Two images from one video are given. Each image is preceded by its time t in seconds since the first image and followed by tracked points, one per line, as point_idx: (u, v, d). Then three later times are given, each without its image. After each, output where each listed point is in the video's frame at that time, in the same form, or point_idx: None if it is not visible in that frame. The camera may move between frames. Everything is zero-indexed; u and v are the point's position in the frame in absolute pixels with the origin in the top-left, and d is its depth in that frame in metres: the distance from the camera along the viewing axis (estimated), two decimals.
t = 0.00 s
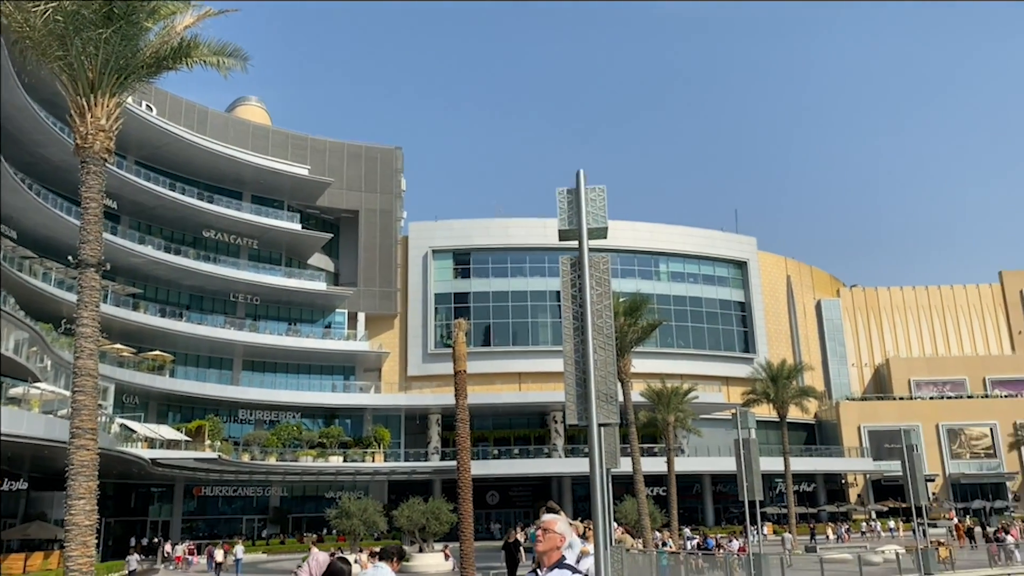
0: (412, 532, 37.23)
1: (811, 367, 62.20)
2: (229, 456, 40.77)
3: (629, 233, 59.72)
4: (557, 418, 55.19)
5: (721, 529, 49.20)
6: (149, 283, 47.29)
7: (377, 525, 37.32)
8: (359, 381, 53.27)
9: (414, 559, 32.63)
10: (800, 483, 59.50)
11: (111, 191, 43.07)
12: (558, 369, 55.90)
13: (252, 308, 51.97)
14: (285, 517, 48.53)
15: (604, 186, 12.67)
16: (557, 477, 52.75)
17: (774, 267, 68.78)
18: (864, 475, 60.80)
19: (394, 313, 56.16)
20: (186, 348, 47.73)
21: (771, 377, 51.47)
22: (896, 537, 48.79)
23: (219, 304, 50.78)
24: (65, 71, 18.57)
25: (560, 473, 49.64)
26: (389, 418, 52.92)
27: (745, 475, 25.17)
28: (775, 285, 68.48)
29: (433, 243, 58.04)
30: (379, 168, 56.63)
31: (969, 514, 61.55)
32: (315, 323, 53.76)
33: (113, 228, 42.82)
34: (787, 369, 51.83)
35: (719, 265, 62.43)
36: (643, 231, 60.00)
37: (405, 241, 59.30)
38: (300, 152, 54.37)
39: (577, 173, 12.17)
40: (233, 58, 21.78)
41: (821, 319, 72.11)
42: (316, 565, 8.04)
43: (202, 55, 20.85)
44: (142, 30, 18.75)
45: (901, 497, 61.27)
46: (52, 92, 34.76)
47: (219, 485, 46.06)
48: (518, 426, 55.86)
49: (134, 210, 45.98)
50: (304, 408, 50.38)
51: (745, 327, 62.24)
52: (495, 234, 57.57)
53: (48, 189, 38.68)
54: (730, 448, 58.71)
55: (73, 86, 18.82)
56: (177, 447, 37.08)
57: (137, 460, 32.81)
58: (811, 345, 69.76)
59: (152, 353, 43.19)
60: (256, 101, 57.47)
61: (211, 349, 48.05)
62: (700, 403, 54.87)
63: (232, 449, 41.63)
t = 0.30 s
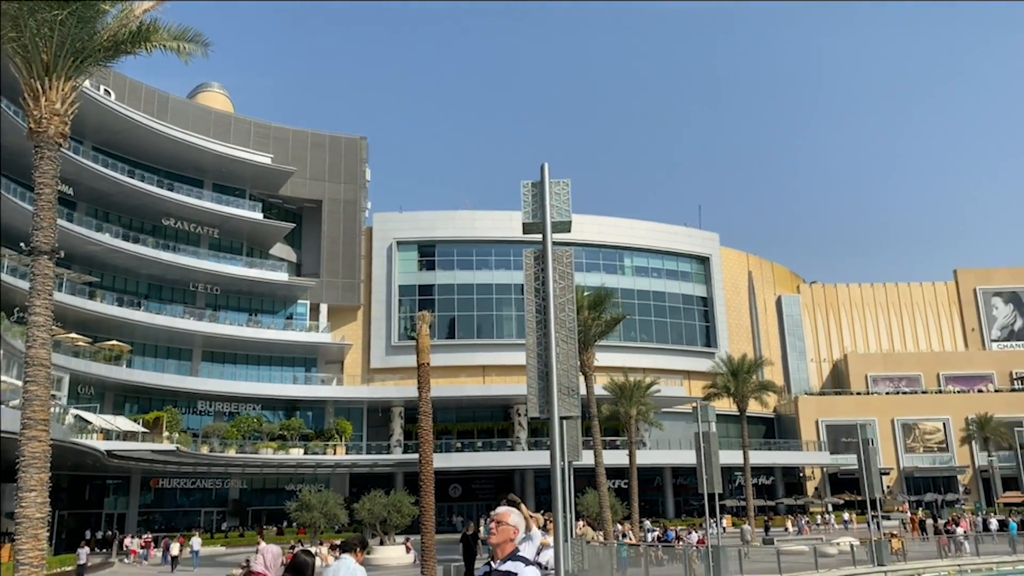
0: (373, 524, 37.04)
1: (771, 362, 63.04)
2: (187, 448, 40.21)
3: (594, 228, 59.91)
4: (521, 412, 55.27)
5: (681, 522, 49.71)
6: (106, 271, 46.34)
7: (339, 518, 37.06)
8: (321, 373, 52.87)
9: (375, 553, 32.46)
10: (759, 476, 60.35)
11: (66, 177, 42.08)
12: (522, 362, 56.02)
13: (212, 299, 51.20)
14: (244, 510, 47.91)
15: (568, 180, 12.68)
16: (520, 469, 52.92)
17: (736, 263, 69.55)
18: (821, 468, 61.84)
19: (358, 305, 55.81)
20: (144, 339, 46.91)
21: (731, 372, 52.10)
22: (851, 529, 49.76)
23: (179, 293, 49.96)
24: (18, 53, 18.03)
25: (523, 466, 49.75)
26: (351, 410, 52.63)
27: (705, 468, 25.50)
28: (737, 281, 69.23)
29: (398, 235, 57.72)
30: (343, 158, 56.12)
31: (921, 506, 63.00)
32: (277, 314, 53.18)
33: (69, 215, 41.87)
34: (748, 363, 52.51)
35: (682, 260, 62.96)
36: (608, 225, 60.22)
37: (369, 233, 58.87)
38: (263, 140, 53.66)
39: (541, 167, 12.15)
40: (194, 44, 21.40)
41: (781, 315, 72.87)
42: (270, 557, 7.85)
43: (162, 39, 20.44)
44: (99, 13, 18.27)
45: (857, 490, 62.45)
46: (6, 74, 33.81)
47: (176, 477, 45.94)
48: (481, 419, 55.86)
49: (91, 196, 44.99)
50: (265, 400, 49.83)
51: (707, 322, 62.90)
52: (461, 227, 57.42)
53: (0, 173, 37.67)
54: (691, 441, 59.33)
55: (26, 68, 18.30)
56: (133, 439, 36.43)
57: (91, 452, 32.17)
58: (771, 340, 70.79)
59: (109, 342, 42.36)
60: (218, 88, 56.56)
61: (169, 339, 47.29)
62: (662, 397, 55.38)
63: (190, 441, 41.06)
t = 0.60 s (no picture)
0: (332, 518, 36.76)
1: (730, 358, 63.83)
2: (143, 439, 39.55)
3: (558, 222, 59.94)
4: (483, 405, 55.27)
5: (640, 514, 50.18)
6: (60, 259, 45.19)
7: (297, 510, 36.73)
8: (281, 365, 52.37)
9: (333, 546, 32.25)
10: (717, 470, 61.14)
11: (19, 162, 41.00)
12: (484, 356, 56.05)
13: (170, 288, 50.29)
14: (201, 503, 47.28)
15: (531, 173, 12.67)
16: (481, 463, 53.00)
17: (697, 260, 70.27)
18: (778, 462, 62.80)
19: (319, 296, 55.34)
20: (98, 328, 45.92)
21: (691, 366, 52.67)
22: (805, 522, 50.65)
23: (135, 283, 48.95)
24: None
25: (483, 459, 49.75)
26: (311, 403, 52.21)
27: (663, 462, 25.64)
28: (698, 277, 69.92)
29: (360, 226, 57.27)
30: (305, 147, 55.49)
31: (874, 500, 64.38)
32: (236, 305, 52.48)
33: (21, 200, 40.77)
34: (707, 358, 53.13)
35: (644, 256, 63.43)
36: (572, 220, 60.30)
37: (331, 223, 58.32)
38: (224, 127, 52.85)
39: (504, 159, 12.12)
40: (152, 28, 20.95)
41: (740, 310, 73.77)
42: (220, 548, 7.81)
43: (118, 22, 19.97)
44: None
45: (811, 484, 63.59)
46: None
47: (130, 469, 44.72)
48: (443, 412, 55.77)
49: (45, 182, 43.89)
50: (223, 391, 49.16)
51: (668, 317, 63.50)
52: (424, 219, 57.14)
53: None
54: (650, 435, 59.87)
55: None
56: (86, 430, 35.71)
57: (42, 444, 31.47)
58: (730, 335, 71.72)
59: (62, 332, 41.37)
60: (178, 73, 55.53)
61: (125, 329, 46.37)
62: (623, 391, 55.80)
63: (146, 432, 40.42)
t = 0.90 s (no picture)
0: (288, 510, 36.40)
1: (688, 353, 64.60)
2: (94, 431, 38.78)
3: (520, 216, 59.94)
4: (442, 398, 55.21)
5: (597, 507, 50.63)
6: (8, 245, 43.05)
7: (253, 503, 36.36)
8: (237, 356, 51.82)
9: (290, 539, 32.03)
10: (673, 463, 61.88)
11: None
12: (443, 349, 56.03)
13: (124, 277, 48.99)
14: (154, 495, 46.57)
15: (493, 166, 12.70)
16: (440, 456, 53.01)
17: (657, 256, 70.92)
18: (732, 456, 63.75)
19: (277, 287, 54.78)
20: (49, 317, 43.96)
21: (649, 361, 53.22)
22: (757, 515, 51.56)
23: (88, 271, 47.22)
24: None
25: (442, 452, 49.70)
26: (268, 395, 51.73)
27: (621, 455, 25.93)
28: (657, 272, 70.58)
29: (320, 217, 56.74)
30: (265, 136, 54.78)
31: (825, 493, 65.75)
32: (192, 295, 51.59)
33: None
34: (665, 353, 53.76)
35: (605, 251, 63.86)
36: (534, 214, 60.38)
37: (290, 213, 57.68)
38: (181, 114, 51.96)
39: (466, 152, 12.14)
40: (107, 11, 20.47)
41: (698, 306, 74.63)
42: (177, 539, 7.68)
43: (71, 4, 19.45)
44: None
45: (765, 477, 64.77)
46: None
47: (82, 461, 44.12)
48: (402, 405, 55.61)
49: None
50: (177, 382, 48.38)
51: (628, 312, 64.06)
52: (386, 210, 56.80)
53: None
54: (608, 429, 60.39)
55: None
56: (35, 421, 34.85)
57: None
58: (688, 331, 72.59)
59: (10, 319, 39.31)
60: (134, 58, 54.40)
61: (77, 318, 44.70)
62: (582, 384, 56.18)
63: (98, 424, 39.73)
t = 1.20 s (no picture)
0: (243, 503, 35.92)
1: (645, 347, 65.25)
2: (42, 422, 37.83)
3: (481, 209, 59.83)
4: (401, 391, 55.00)
5: (554, 500, 50.93)
6: None
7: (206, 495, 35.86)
8: (191, 347, 51.01)
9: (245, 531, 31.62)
10: (629, 456, 62.50)
11: None
12: (402, 341, 55.85)
13: (75, 265, 47.67)
14: (103, 488, 45.75)
15: (455, 158, 12.67)
16: (398, 449, 52.80)
17: (617, 251, 71.40)
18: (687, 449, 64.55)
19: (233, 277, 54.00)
20: None
21: (607, 355, 53.63)
22: (710, 507, 52.36)
23: (36, 258, 45.77)
24: None
25: (400, 445, 49.55)
26: (223, 386, 51.04)
27: (578, 447, 26.17)
28: (617, 267, 71.08)
29: (278, 206, 55.99)
30: (222, 123, 53.85)
31: (777, 486, 66.99)
32: (146, 284, 50.54)
33: None
34: (623, 347, 54.23)
35: (565, 245, 64.13)
36: (495, 207, 60.33)
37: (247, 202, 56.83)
38: (135, 99, 50.83)
39: (428, 143, 12.09)
40: None
41: (656, 302, 75.32)
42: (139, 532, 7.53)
43: None
44: None
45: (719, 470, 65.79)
46: None
47: (29, 453, 43.00)
48: (360, 397, 55.26)
49: None
50: (129, 372, 47.33)
51: (587, 307, 64.49)
52: (345, 201, 56.28)
53: None
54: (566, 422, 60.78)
55: None
56: None
57: None
58: (646, 325, 73.29)
59: None
60: (86, 40, 53.03)
61: (25, 305, 43.34)
62: (541, 377, 56.42)
63: (45, 414, 38.72)
